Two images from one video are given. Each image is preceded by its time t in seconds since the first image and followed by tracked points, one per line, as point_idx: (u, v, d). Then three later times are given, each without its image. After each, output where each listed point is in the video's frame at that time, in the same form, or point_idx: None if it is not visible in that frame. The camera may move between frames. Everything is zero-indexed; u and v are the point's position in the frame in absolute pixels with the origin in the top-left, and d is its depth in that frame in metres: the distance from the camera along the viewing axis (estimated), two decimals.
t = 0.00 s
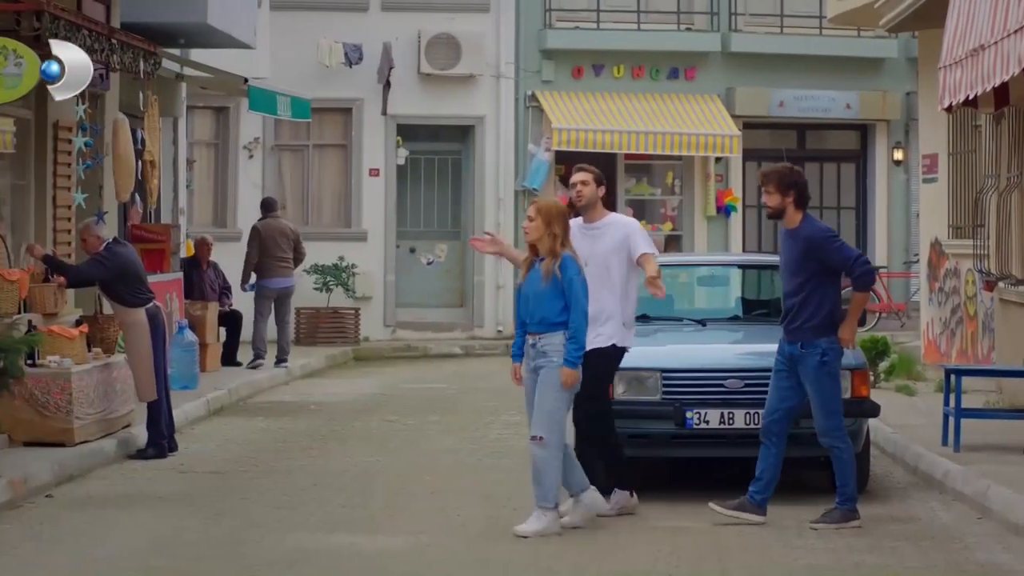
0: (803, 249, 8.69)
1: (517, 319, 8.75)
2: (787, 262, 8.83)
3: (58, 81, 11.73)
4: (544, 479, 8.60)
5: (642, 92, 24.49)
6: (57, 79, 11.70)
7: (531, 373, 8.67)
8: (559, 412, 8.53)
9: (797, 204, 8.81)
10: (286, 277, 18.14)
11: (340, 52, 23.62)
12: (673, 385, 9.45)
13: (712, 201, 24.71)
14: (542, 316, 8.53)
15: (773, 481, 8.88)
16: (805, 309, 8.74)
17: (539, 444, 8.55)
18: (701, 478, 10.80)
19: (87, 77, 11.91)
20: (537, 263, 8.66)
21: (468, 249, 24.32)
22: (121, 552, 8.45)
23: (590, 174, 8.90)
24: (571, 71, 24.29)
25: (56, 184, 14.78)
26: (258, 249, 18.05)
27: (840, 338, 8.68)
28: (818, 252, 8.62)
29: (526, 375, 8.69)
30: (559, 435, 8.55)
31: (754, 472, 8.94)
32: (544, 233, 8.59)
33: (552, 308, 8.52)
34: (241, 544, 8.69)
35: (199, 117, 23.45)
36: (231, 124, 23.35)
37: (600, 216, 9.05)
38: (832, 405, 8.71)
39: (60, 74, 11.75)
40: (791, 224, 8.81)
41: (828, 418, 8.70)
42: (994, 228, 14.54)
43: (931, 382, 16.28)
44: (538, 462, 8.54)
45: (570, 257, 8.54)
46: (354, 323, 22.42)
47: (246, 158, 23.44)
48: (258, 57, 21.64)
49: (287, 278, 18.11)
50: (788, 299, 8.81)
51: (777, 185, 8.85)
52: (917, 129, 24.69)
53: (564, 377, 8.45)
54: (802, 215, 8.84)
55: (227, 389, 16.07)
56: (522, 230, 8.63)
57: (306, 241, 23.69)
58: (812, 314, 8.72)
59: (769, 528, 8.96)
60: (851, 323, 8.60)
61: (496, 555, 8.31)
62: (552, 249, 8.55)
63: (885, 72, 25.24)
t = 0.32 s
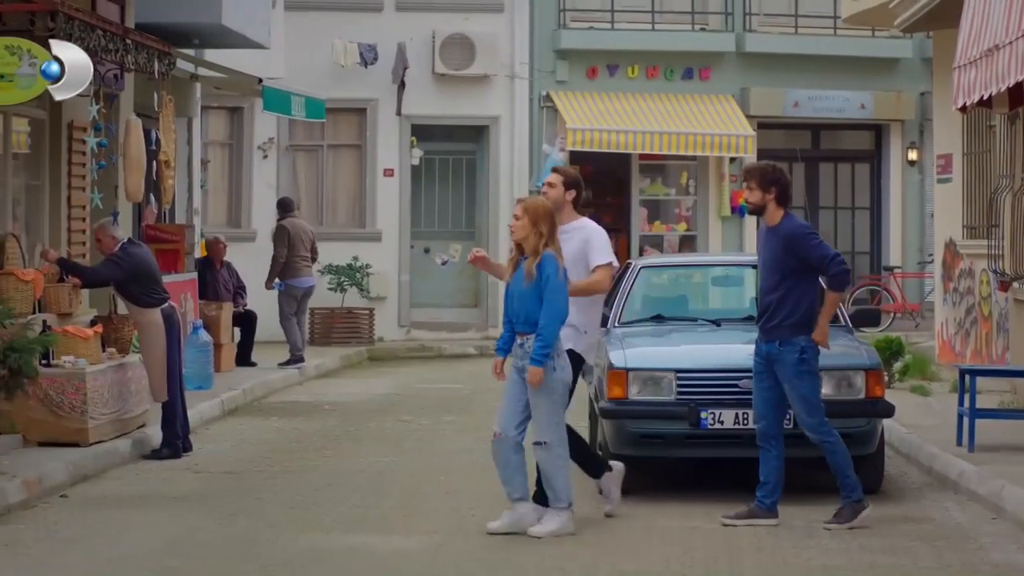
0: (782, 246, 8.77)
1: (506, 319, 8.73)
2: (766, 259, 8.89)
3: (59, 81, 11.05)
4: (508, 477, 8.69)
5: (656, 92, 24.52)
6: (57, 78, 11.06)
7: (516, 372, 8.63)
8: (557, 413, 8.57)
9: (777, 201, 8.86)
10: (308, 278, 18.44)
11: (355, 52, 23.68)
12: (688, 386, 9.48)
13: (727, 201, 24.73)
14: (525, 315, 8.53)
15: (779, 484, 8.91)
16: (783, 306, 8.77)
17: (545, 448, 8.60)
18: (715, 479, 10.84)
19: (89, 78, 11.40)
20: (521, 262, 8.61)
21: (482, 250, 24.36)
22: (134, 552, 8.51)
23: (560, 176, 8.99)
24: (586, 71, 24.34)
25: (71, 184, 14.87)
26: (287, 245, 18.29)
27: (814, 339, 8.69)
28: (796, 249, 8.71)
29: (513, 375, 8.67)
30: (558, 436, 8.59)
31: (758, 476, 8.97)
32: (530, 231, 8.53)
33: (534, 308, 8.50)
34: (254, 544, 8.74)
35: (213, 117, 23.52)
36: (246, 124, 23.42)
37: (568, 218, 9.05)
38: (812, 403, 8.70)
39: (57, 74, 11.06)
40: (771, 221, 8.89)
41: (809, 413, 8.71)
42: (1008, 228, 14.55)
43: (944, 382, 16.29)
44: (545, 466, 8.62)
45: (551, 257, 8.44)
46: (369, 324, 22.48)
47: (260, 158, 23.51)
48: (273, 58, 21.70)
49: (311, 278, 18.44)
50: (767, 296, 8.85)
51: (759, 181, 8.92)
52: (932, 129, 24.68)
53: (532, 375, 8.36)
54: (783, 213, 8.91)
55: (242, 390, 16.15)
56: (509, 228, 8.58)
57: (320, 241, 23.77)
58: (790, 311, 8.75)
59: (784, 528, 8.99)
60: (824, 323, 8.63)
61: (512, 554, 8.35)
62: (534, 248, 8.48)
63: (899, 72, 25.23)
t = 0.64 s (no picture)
0: (763, 243, 8.80)
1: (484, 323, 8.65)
2: (749, 257, 8.92)
3: (57, 80, 10.99)
4: (475, 481, 8.64)
5: (673, 92, 24.51)
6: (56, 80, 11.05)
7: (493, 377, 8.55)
8: (542, 413, 8.49)
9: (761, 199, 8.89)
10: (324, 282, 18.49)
11: (371, 52, 23.70)
12: (705, 386, 9.48)
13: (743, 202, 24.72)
14: (501, 319, 8.45)
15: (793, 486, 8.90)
16: (762, 303, 8.77)
17: (539, 450, 8.51)
18: (731, 479, 10.82)
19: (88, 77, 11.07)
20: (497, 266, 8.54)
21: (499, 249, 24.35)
22: (149, 552, 8.54)
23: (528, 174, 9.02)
24: (602, 71, 24.34)
25: (88, 184, 14.92)
26: (315, 247, 18.45)
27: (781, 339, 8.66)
28: (777, 247, 8.73)
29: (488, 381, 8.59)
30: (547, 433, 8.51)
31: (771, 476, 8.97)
32: (506, 234, 8.47)
33: (510, 311, 8.43)
34: (270, 544, 8.76)
35: (230, 118, 23.57)
36: (262, 124, 23.46)
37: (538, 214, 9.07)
38: (771, 401, 8.68)
39: (59, 74, 11.06)
40: (757, 219, 8.93)
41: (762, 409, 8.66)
42: None
43: (961, 383, 16.25)
44: (546, 464, 8.52)
45: (526, 259, 8.41)
46: (385, 324, 22.49)
47: (277, 158, 23.54)
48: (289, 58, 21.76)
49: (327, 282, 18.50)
50: (748, 294, 8.86)
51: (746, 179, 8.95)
52: (949, 129, 24.63)
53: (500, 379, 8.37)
54: (769, 211, 8.95)
55: (258, 390, 16.18)
56: (484, 231, 8.53)
57: (336, 240, 23.80)
58: (769, 309, 8.74)
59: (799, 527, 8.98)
60: (796, 330, 8.54)
61: (528, 554, 8.36)
62: (510, 250, 8.43)
63: (916, 72, 25.19)
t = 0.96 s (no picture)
0: (747, 246, 8.74)
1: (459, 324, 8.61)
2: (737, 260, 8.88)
3: (57, 80, 11.07)
4: (480, 483, 8.62)
5: (690, 92, 24.50)
6: (59, 80, 11.11)
7: (468, 377, 8.53)
8: (496, 413, 8.42)
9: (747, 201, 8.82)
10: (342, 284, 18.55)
11: (389, 52, 23.73)
12: (722, 386, 9.47)
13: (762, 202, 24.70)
14: (478, 319, 8.43)
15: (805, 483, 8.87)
16: (748, 307, 8.73)
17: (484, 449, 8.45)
18: (749, 479, 10.81)
19: (88, 77, 11.12)
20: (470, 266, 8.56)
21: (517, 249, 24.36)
22: (168, 551, 8.57)
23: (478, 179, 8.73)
24: (619, 71, 24.34)
25: (105, 184, 14.98)
26: (337, 246, 18.51)
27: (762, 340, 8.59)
28: (759, 250, 8.67)
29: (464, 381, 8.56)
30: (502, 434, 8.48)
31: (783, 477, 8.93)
32: (476, 233, 8.45)
33: (486, 311, 8.41)
34: (287, 544, 8.78)
35: (247, 118, 23.61)
36: (279, 124, 23.48)
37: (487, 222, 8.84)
38: (753, 401, 8.62)
39: (59, 74, 11.12)
40: (744, 222, 8.86)
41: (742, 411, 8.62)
42: None
43: (979, 383, 16.20)
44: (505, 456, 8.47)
45: (500, 257, 8.43)
46: (402, 324, 22.49)
47: (294, 158, 23.56)
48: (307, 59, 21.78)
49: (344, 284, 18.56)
50: (737, 297, 8.83)
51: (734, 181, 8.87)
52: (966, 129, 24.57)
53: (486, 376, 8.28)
54: (756, 214, 8.87)
55: (276, 390, 16.21)
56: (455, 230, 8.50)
57: (353, 241, 23.83)
58: (757, 311, 8.69)
59: (816, 527, 8.97)
60: (773, 332, 8.49)
61: (545, 555, 8.36)
62: (483, 249, 8.43)
63: (933, 73, 25.14)
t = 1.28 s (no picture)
0: (726, 247, 8.72)
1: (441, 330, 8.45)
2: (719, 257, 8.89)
3: (57, 81, 11.18)
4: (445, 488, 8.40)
5: (709, 92, 24.47)
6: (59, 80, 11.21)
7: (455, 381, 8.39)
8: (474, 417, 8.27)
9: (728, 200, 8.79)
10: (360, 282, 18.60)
11: (409, 52, 23.74)
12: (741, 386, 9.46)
13: (782, 202, 24.67)
14: (462, 324, 8.31)
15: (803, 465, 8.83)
16: (718, 304, 8.76)
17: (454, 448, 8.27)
18: (768, 480, 10.80)
19: (87, 78, 11.20)
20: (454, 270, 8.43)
21: (536, 249, 24.37)
22: (189, 551, 8.61)
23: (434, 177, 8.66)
24: (639, 71, 24.31)
25: (124, 184, 15.07)
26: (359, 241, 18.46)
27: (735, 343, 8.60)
28: (734, 252, 8.65)
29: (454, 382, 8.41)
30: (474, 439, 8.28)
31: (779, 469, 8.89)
32: (458, 237, 8.35)
33: (469, 316, 8.30)
34: (307, 543, 8.81)
35: (268, 118, 23.64)
36: (299, 123, 23.48)
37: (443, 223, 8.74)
38: (733, 405, 8.66)
39: (60, 74, 11.21)
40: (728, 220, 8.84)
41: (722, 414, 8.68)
42: None
43: (999, 383, 16.14)
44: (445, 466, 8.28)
45: (484, 261, 8.34)
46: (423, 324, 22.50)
47: (314, 158, 23.59)
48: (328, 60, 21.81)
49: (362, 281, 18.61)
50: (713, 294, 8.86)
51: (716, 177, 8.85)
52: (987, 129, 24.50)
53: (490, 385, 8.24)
54: (740, 211, 8.83)
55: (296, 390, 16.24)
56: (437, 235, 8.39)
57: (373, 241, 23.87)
58: (724, 309, 8.71)
59: (837, 528, 8.96)
60: (751, 341, 8.51)
61: (564, 555, 8.37)
62: (467, 253, 8.33)
63: (954, 72, 25.07)
